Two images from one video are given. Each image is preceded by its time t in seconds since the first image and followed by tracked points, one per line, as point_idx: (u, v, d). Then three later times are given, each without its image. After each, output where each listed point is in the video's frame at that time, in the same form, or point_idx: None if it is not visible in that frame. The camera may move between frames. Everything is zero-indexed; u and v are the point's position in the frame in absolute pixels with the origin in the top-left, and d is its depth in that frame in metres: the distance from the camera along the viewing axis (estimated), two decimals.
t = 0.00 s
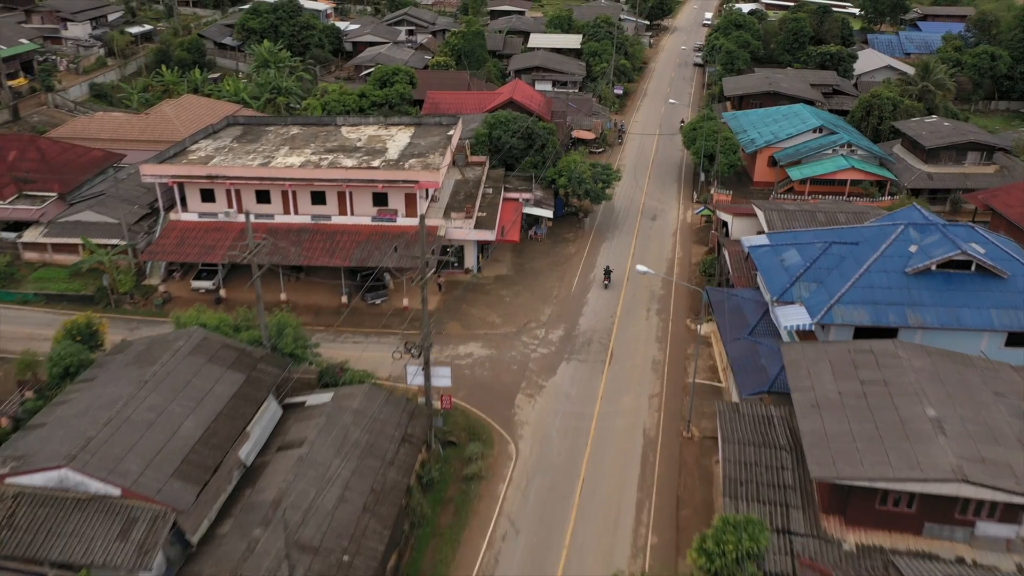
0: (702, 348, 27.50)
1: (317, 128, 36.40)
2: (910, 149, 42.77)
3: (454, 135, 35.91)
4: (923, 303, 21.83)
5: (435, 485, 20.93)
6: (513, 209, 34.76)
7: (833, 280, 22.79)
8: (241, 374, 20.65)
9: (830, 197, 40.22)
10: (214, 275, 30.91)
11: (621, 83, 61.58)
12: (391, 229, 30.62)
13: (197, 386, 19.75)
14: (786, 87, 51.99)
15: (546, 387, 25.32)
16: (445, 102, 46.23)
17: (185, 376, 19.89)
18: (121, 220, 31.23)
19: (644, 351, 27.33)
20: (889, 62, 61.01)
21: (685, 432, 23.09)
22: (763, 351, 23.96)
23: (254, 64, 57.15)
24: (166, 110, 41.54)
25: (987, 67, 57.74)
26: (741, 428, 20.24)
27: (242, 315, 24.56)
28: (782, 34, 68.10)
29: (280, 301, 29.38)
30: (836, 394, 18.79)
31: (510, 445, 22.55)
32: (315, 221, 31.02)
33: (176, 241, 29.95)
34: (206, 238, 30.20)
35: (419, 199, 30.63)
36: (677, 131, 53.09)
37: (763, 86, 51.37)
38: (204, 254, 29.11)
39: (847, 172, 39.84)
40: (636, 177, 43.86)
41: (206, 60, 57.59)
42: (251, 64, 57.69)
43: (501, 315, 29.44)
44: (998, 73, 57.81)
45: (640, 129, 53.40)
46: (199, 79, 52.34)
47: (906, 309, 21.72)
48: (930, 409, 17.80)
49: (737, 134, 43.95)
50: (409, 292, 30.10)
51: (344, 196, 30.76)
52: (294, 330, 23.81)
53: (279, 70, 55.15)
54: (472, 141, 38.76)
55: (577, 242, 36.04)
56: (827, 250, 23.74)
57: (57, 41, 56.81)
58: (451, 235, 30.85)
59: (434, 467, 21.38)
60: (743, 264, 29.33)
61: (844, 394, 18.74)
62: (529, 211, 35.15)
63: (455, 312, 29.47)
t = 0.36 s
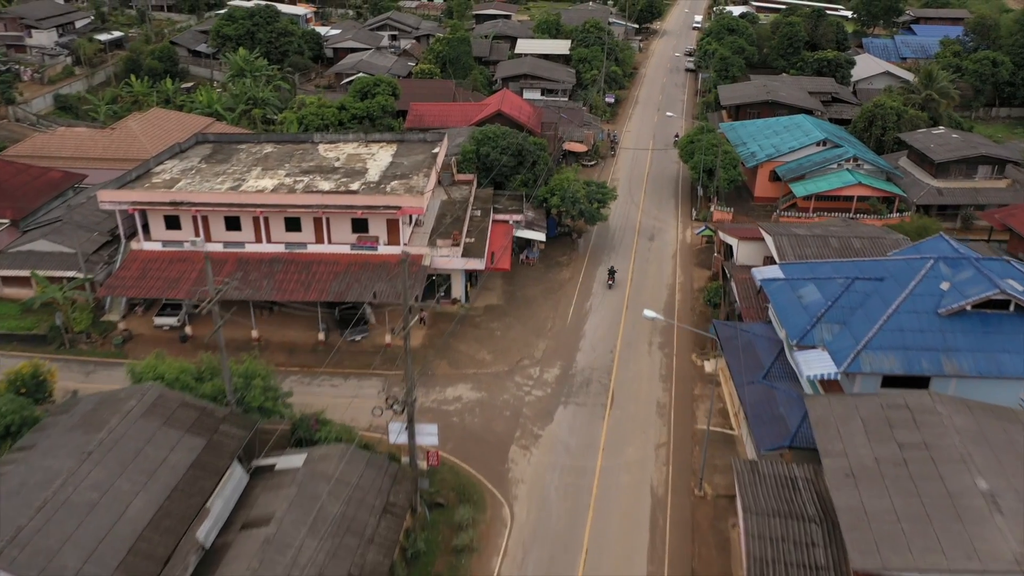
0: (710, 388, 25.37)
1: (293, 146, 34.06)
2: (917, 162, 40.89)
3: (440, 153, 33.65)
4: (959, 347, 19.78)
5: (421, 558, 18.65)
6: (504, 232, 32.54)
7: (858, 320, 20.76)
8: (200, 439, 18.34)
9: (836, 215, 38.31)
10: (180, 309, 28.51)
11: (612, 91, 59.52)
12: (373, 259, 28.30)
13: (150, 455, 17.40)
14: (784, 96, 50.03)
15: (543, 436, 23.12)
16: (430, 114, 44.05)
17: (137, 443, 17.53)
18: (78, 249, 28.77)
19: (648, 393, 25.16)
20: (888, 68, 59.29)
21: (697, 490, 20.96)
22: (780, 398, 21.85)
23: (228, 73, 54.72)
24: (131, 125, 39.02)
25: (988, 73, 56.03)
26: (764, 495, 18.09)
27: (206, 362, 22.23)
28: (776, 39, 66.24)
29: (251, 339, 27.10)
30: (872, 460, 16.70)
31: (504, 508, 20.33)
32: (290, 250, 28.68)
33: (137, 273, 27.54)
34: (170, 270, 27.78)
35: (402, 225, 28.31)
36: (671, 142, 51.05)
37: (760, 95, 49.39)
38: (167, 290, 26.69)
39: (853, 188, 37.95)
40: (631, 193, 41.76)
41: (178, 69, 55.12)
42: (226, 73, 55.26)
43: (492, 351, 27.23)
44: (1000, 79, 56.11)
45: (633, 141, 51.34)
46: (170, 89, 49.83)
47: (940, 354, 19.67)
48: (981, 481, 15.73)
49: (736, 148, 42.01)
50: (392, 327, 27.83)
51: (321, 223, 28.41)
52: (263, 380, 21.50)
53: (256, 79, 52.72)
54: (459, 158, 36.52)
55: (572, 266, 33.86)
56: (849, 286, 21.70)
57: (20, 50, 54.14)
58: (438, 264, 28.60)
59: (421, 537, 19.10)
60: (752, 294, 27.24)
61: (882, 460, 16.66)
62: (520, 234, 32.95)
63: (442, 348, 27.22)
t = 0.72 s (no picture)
0: (724, 438, 23.18)
1: (268, 167, 31.69)
2: (928, 177, 38.95)
3: (425, 175, 31.31)
4: (1008, 404, 17.63)
5: None
6: (496, 259, 30.30)
7: (893, 373, 18.66)
8: (152, 524, 16.02)
9: (846, 234, 36.21)
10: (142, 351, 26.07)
11: (604, 100, 57.42)
12: (353, 294, 25.96)
13: (91, 548, 15.06)
14: (785, 106, 48.01)
15: (544, 497, 20.88)
16: (416, 128, 41.77)
17: (77, 533, 15.17)
18: (30, 285, 26.29)
19: (656, 443, 22.99)
20: (888, 75, 57.47)
21: (715, 563, 18.79)
22: (806, 456, 19.69)
23: (204, 83, 52.21)
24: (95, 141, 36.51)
25: (993, 80, 54.28)
26: None
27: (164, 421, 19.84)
28: (772, 44, 64.32)
29: (220, 385, 24.74)
30: (923, 548, 14.57)
31: None
32: (263, 284, 26.30)
33: (94, 312, 25.11)
34: (132, 308, 25.34)
35: (385, 257, 25.98)
36: (668, 155, 48.95)
37: (760, 105, 47.33)
38: (125, 332, 24.22)
39: (864, 206, 35.85)
40: (628, 211, 39.59)
41: (151, 78, 52.57)
42: (201, 83, 52.75)
43: (484, 394, 24.97)
44: (1005, 86, 54.36)
45: (628, 154, 49.24)
46: (140, 100, 47.29)
47: (987, 412, 17.55)
48: None
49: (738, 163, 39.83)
50: (375, 368, 25.52)
51: (295, 255, 26.03)
52: (229, 443, 19.16)
53: (232, 90, 50.26)
54: (445, 178, 34.18)
55: (568, 294, 31.63)
56: (880, 332, 19.62)
57: None
58: (424, 298, 26.31)
59: None
60: (766, 331, 25.09)
61: (936, 547, 14.52)
62: (513, 261, 30.70)
63: (430, 392, 24.90)
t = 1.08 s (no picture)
0: (742, 497, 21.02)
1: (240, 192, 29.30)
2: (942, 194, 36.97)
3: (410, 199, 29.05)
4: None
5: None
6: (487, 290, 28.03)
7: (939, 439, 16.51)
8: None
9: (858, 257, 34.19)
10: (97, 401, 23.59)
11: (597, 110, 55.30)
12: (331, 336, 23.61)
13: None
14: (787, 116, 46.01)
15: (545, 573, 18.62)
16: (400, 143, 39.50)
17: None
18: None
19: (667, 504, 20.80)
20: (890, 82, 55.64)
21: None
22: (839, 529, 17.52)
23: (177, 94, 49.71)
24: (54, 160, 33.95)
25: (999, 88, 52.49)
26: None
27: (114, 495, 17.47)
28: (768, 50, 62.39)
29: (184, 441, 22.33)
30: None
31: None
32: (232, 326, 23.91)
33: (43, 360, 22.62)
34: (85, 355, 22.84)
35: (366, 295, 23.68)
36: (665, 169, 46.86)
37: (761, 117, 45.29)
38: (76, 385, 21.72)
39: (877, 228, 33.83)
40: (626, 231, 37.43)
41: (121, 89, 50.02)
42: (175, 94, 50.25)
43: (476, 448, 22.70)
44: (1011, 94, 52.59)
45: (624, 167, 47.15)
46: (107, 114, 44.76)
47: None
48: None
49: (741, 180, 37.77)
50: (356, 419, 23.21)
51: (268, 294, 23.69)
52: (187, 523, 16.81)
53: (206, 102, 47.82)
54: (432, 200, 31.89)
55: (565, 326, 29.42)
56: (922, 390, 17.49)
57: None
58: (409, 340, 24.00)
59: None
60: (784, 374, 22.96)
61: None
62: (505, 293, 28.46)
63: (416, 445, 22.62)
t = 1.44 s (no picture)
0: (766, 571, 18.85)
1: (207, 222, 26.87)
2: (958, 213, 34.97)
3: (394, 228, 26.73)
4: None
5: None
6: (478, 328, 25.84)
7: (1003, 526, 14.30)
8: None
9: (873, 283, 32.10)
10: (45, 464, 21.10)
11: (590, 120, 53.15)
12: (307, 388, 21.21)
13: None
14: (790, 128, 43.96)
15: None
16: (384, 160, 37.10)
17: None
18: None
19: None
20: (893, 90, 53.80)
21: None
22: None
23: (148, 106, 47.17)
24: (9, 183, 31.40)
25: (1007, 96, 50.68)
26: None
27: None
28: (766, 55, 60.42)
29: (141, 510, 19.92)
30: None
31: None
32: (195, 377, 21.48)
33: None
34: (29, 415, 20.35)
35: (345, 342, 21.35)
36: (662, 183, 44.70)
37: (763, 129, 43.21)
38: (16, 452, 19.24)
39: (894, 252, 31.73)
40: (624, 252, 35.21)
41: (88, 102, 47.43)
42: (146, 107, 47.70)
43: (469, 513, 20.42)
44: (1019, 102, 50.77)
45: (619, 182, 44.96)
46: (72, 129, 42.18)
47: None
48: None
49: (746, 199, 35.65)
50: (335, 481, 20.88)
51: (236, 342, 21.31)
52: None
53: (178, 115, 45.35)
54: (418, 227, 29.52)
55: (564, 365, 27.16)
56: (979, 465, 15.31)
57: None
58: (393, 392, 21.64)
59: None
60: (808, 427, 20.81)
61: None
62: (498, 330, 26.21)
63: (402, 511, 20.30)
